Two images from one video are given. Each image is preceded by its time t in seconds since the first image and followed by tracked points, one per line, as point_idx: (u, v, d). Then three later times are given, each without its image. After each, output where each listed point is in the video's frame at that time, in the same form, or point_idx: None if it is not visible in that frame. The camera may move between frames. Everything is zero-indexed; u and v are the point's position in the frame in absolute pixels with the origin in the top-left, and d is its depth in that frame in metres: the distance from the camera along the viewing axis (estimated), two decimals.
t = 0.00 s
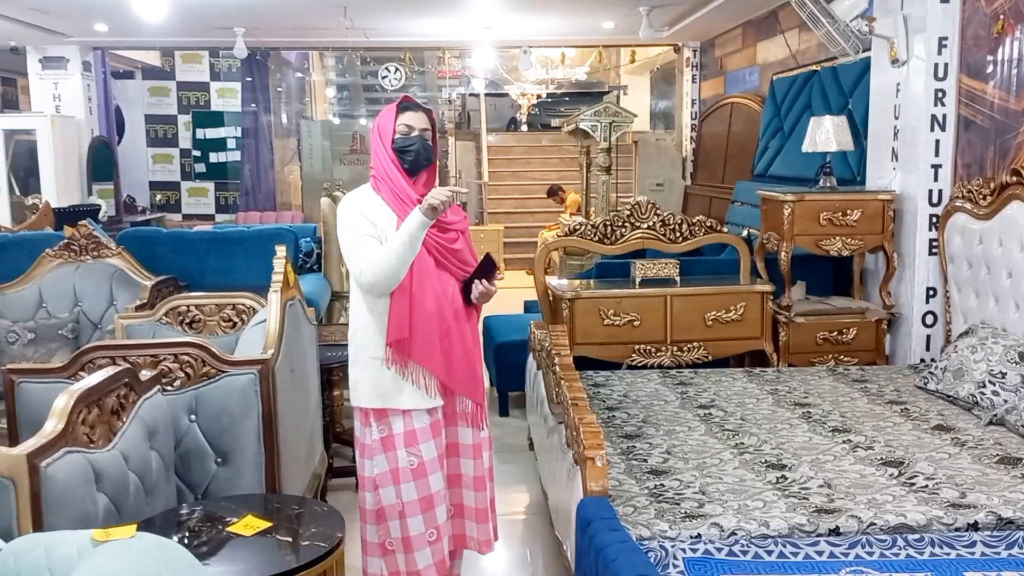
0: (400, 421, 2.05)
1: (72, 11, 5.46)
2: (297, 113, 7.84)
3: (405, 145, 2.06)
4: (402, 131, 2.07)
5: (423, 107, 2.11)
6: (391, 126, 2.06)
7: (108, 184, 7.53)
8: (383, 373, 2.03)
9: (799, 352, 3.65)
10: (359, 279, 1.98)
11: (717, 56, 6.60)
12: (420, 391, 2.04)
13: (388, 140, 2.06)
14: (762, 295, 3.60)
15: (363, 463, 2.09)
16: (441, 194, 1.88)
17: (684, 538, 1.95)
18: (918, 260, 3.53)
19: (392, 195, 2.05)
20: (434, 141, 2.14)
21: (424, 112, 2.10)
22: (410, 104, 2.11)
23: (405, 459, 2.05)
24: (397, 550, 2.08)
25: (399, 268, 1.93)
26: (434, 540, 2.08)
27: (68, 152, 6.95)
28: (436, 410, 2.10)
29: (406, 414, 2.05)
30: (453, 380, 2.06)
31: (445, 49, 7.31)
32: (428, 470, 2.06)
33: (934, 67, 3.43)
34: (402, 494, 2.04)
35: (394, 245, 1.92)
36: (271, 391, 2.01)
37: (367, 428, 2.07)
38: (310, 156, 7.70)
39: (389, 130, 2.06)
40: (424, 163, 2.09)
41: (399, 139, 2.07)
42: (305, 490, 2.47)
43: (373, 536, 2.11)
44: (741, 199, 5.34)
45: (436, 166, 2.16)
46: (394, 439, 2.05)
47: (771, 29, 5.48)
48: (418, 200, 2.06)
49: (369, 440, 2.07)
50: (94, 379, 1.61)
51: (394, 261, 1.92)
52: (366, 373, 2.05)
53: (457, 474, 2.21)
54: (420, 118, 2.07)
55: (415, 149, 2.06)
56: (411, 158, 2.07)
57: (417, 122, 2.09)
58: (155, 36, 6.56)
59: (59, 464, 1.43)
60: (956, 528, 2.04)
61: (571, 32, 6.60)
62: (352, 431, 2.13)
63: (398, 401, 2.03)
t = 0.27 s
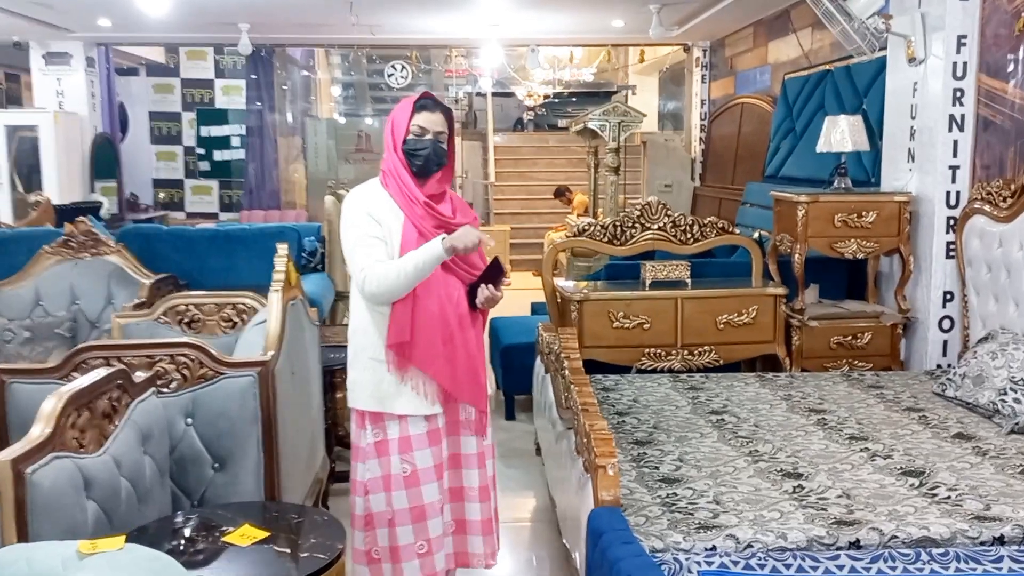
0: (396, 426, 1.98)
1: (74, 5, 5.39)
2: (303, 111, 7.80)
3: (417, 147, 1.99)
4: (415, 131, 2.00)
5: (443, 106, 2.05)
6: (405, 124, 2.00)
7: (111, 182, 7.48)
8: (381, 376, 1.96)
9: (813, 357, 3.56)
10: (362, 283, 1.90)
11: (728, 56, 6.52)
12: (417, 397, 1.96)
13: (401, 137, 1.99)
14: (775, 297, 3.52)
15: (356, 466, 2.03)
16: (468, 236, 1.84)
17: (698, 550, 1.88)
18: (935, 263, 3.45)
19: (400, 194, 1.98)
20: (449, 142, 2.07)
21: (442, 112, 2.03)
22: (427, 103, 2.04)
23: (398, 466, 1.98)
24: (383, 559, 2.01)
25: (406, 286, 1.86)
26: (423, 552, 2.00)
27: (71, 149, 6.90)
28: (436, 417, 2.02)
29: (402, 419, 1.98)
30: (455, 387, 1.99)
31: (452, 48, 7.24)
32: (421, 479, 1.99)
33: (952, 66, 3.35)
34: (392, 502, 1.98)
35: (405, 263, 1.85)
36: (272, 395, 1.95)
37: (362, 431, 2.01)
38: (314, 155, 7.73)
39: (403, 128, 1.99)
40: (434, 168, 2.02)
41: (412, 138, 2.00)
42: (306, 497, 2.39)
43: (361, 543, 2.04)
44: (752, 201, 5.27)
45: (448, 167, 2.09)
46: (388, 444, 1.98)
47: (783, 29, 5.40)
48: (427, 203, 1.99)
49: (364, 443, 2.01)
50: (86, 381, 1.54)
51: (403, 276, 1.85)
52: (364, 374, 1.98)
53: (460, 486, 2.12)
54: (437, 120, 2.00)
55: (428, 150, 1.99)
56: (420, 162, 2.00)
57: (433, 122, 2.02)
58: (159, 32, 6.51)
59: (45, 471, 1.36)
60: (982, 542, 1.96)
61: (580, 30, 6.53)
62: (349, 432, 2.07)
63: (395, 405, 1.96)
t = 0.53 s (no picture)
0: (391, 437, 1.91)
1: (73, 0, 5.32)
2: (305, 109, 7.74)
3: (426, 151, 1.93)
4: (424, 135, 1.94)
5: (454, 110, 1.98)
6: (414, 126, 1.93)
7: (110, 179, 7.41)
8: (377, 385, 1.89)
9: (822, 365, 3.49)
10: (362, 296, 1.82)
11: (736, 57, 6.44)
12: (414, 409, 1.90)
13: (409, 140, 1.92)
14: (786, 304, 3.44)
15: (348, 474, 1.97)
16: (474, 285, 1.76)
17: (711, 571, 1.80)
18: (949, 271, 3.37)
19: (405, 199, 1.90)
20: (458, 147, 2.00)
21: (453, 115, 1.97)
22: (438, 106, 1.97)
23: (391, 478, 1.91)
24: (370, 571, 1.96)
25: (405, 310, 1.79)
26: (414, 567, 1.95)
27: (70, 145, 6.83)
28: (436, 431, 1.94)
29: (398, 430, 1.91)
30: (454, 399, 1.92)
31: (456, 47, 7.17)
32: (415, 493, 1.92)
33: (969, 69, 3.27)
34: (384, 515, 1.92)
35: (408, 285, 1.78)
36: (269, 405, 1.87)
37: (357, 439, 1.94)
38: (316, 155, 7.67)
39: (412, 131, 1.93)
40: (442, 174, 1.95)
41: (420, 141, 1.93)
42: (304, 511, 2.30)
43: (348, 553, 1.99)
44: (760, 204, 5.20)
45: (457, 172, 2.02)
46: (382, 455, 1.91)
47: (792, 30, 5.33)
48: (433, 209, 1.92)
49: (357, 451, 1.94)
50: (73, 391, 1.46)
51: (406, 300, 1.78)
52: (360, 381, 1.91)
53: (462, 502, 2.06)
54: (447, 124, 1.94)
55: (437, 154, 1.93)
56: (428, 167, 1.93)
57: (443, 127, 1.95)
58: (159, 28, 6.44)
59: (29, 487, 1.28)
60: (1006, 563, 1.88)
61: (586, 30, 6.45)
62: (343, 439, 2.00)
63: (392, 416, 1.89)
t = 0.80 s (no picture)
0: (390, 446, 1.86)
1: None
2: (303, 108, 7.63)
3: (426, 149, 1.87)
4: (425, 133, 1.89)
5: (455, 106, 1.93)
6: (414, 124, 1.88)
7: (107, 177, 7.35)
8: (376, 394, 1.83)
9: (827, 371, 3.43)
10: (359, 304, 1.77)
11: (738, 59, 6.39)
12: (412, 418, 1.84)
13: (410, 139, 1.87)
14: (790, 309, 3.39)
15: (346, 483, 1.92)
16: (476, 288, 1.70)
17: None
18: (956, 276, 3.32)
19: (405, 201, 1.85)
20: (461, 145, 1.94)
21: (453, 112, 1.91)
22: (439, 102, 1.91)
23: (389, 488, 1.86)
24: None
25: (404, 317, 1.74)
26: None
27: (65, 143, 6.76)
28: (435, 440, 1.88)
29: (397, 439, 1.85)
30: (455, 408, 1.87)
31: (456, 46, 7.12)
32: (414, 503, 1.86)
33: (978, 71, 3.22)
34: (382, 525, 1.87)
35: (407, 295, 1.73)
36: (262, 413, 1.82)
37: (355, 447, 1.89)
38: (315, 155, 7.54)
39: (411, 130, 1.87)
40: (445, 171, 1.89)
41: (420, 140, 1.88)
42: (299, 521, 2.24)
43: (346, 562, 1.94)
44: (763, 207, 5.15)
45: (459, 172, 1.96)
46: (380, 464, 1.86)
47: (795, 32, 5.27)
48: (435, 211, 1.86)
49: (355, 460, 1.89)
50: (58, 399, 1.40)
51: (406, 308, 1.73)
52: (358, 388, 1.85)
53: (458, 509, 2.00)
54: (448, 120, 1.89)
55: (438, 153, 1.87)
56: (431, 166, 1.87)
57: (444, 124, 1.90)
58: (154, 25, 6.38)
59: (10, 500, 1.23)
60: None
61: (587, 30, 6.40)
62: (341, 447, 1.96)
63: (389, 425, 1.83)
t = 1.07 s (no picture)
0: (390, 451, 1.81)
1: None
2: (303, 106, 7.58)
3: (421, 141, 1.83)
4: (421, 125, 1.85)
5: (450, 97, 1.88)
6: (409, 117, 1.83)
7: (104, 174, 7.30)
8: (378, 398, 1.79)
9: (831, 373, 3.38)
10: (358, 305, 1.73)
11: (741, 57, 6.34)
12: (414, 422, 1.79)
13: (406, 133, 1.83)
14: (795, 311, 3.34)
15: (349, 491, 1.87)
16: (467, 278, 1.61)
17: None
18: (963, 277, 3.27)
19: (404, 197, 1.80)
20: (458, 138, 1.90)
21: (449, 103, 1.87)
22: (434, 94, 1.87)
23: (393, 494, 1.81)
24: None
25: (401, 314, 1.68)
26: None
27: (62, 139, 6.71)
28: (436, 443, 1.84)
29: (398, 444, 1.80)
30: (457, 411, 1.82)
31: (457, 44, 7.07)
32: (419, 508, 1.82)
33: (987, 70, 3.17)
34: (386, 532, 1.82)
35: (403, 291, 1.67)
36: (256, 415, 1.77)
37: (356, 454, 1.84)
38: (315, 153, 7.49)
39: (407, 123, 1.83)
40: (442, 162, 1.85)
41: (416, 132, 1.84)
42: (295, 524, 2.21)
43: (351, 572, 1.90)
44: (766, 207, 5.11)
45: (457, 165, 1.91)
46: (383, 470, 1.81)
47: (799, 30, 5.23)
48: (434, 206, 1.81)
49: (357, 467, 1.85)
50: (45, 403, 1.35)
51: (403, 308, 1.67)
52: (357, 392, 1.81)
53: (455, 511, 1.96)
54: (444, 111, 1.85)
55: (434, 145, 1.83)
56: (427, 156, 1.84)
57: (440, 116, 1.86)
58: (152, 21, 6.32)
59: None
60: None
61: (589, 28, 6.35)
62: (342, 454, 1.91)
63: (391, 429, 1.78)
